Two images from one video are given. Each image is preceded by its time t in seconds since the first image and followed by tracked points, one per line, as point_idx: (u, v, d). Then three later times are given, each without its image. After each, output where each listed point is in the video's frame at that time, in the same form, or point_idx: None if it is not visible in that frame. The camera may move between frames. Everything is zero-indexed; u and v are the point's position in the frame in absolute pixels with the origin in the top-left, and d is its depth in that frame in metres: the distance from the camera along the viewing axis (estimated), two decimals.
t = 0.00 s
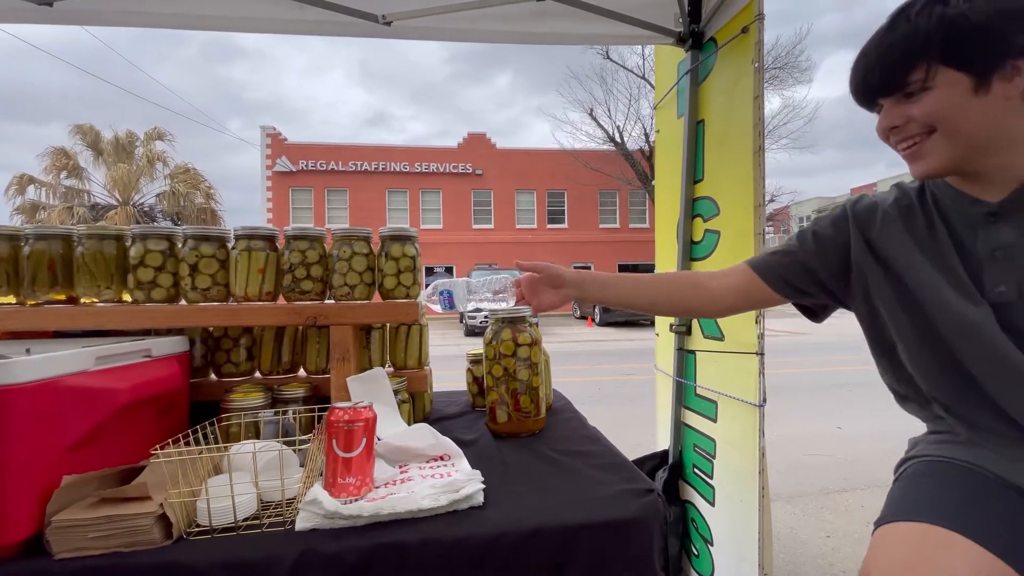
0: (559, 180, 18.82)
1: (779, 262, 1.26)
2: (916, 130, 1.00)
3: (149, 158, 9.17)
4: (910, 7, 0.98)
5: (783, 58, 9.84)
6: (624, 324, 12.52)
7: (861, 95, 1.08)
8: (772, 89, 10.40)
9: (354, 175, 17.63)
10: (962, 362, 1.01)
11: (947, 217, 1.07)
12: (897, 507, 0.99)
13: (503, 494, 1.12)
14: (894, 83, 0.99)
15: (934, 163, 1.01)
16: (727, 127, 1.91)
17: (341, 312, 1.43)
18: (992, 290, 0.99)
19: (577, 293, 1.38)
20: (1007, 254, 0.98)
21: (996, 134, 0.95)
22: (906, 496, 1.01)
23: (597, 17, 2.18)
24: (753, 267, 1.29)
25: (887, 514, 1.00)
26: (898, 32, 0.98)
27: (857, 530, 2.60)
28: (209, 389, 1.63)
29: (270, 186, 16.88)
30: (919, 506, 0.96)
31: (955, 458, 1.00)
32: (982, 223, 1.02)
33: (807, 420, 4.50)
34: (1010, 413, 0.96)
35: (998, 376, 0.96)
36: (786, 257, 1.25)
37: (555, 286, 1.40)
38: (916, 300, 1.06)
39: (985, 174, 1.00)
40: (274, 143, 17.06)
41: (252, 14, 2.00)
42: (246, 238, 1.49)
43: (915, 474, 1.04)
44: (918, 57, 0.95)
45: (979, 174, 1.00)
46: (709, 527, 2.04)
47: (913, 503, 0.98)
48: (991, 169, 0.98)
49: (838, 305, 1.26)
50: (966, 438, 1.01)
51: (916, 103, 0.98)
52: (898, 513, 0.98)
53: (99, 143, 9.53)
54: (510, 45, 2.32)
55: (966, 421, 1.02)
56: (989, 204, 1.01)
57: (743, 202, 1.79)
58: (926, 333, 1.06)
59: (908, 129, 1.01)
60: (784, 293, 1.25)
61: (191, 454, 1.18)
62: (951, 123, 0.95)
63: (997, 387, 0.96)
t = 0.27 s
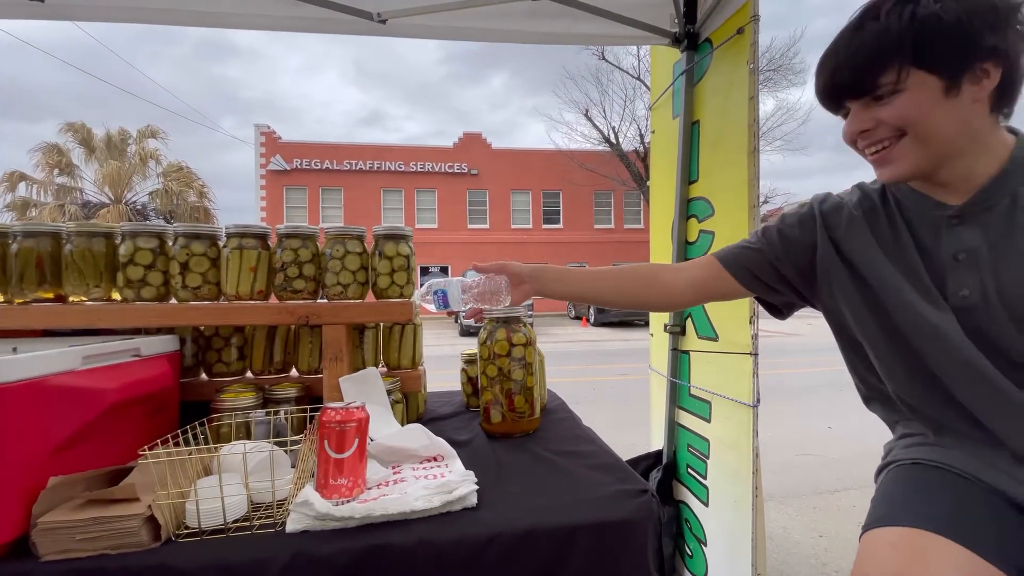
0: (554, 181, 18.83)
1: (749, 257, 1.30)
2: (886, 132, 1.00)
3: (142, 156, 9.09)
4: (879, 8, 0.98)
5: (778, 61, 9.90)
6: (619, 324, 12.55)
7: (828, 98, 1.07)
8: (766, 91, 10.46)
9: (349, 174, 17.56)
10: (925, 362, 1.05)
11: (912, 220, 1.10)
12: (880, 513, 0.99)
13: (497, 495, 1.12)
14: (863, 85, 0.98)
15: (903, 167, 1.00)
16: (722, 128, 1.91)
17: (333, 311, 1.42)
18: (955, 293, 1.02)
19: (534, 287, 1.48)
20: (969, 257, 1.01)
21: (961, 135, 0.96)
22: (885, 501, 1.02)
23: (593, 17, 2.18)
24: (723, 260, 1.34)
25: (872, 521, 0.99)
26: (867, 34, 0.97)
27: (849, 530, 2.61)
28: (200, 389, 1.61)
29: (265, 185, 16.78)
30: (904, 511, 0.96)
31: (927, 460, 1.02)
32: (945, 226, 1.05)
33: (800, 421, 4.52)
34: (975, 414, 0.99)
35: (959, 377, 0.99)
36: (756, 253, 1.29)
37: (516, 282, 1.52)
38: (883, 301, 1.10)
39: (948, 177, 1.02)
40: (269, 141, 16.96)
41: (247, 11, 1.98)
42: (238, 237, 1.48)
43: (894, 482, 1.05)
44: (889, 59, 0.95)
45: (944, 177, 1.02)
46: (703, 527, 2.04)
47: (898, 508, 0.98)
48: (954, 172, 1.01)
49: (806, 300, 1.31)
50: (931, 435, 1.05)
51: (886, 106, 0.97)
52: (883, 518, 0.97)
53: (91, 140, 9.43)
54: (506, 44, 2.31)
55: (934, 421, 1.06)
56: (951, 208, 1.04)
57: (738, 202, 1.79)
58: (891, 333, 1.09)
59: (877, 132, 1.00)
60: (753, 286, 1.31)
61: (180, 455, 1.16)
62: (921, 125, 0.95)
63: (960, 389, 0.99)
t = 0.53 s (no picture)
0: (548, 181, 18.85)
1: (747, 263, 1.32)
2: (887, 131, 0.98)
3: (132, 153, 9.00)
4: (876, 6, 0.97)
5: (771, 63, 9.96)
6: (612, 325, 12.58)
7: (825, 97, 1.06)
8: (759, 93, 10.53)
9: (343, 173, 17.47)
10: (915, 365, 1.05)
11: (903, 222, 1.11)
12: (867, 509, 1.00)
13: (489, 496, 1.11)
14: (863, 83, 0.97)
15: (905, 167, 1.00)
16: (715, 129, 1.91)
17: (324, 310, 1.40)
18: (946, 295, 1.02)
19: (544, 273, 1.48)
20: (959, 259, 1.01)
21: (962, 133, 0.96)
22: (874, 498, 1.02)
23: (588, 17, 2.18)
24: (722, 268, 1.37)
25: (858, 516, 0.99)
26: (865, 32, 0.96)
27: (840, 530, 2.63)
28: (189, 388, 1.59)
29: (257, 183, 16.66)
30: (891, 508, 0.97)
31: (916, 461, 1.03)
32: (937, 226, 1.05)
33: (792, 421, 4.55)
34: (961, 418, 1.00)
35: (944, 379, 1.00)
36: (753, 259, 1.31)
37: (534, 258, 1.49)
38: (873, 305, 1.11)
39: (947, 176, 1.02)
40: (261, 139, 16.84)
41: (239, 6, 1.96)
42: (228, 234, 1.46)
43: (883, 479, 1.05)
44: (888, 57, 0.93)
45: (943, 175, 1.02)
46: (695, 527, 2.05)
47: (885, 505, 0.98)
48: (953, 170, 1.01)
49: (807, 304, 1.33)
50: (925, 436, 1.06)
51: (887, 105, 0.96)
52: (870, 514, 0.98)
53: (80, 137, 9.32)
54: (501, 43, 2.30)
55: (921, 422, 1.07)
56: (943, 209, 1.05)
57: (731, 203, 1.80)
58: (882, 336, 1.10)
59: (878, 132, 0.99)
60: (750, 292, 1.33)
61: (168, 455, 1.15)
62: (923, 124, 0.94)
63: (948, 393, 1.00)
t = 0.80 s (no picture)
0: (544, 181, 18.86)
1: (769, 274, 1.33)
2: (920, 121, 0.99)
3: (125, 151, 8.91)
4: None
5: (765, 65, 10.01)
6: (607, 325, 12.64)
7: (857, 88, 1.08)
8: (753, 95, 10.58)
9: (338, 172, 17.40)
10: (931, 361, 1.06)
11: (932, 216, 1.11)
12: (867, 503, 1.00)
13: (482, 496, 1.10)
14: (896, 73, 0.98)
15: (936, 157, 1.01)
16: (711, 129, 1.92)
17: (317, 309, 1.39)
18: (970, 289, 1.03)
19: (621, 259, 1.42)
20: (989, 252, 1.02)
21: (996, 125, 0.96)
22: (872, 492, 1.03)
23: (584, 16, 2.17)
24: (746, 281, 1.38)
25: (857, 509, 1.00)
26: (898, 23, 0.97)
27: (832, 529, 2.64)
28: (180, 388, 1.57)
29: (251, 182, 16.56)
30: (891, 504, 0.97)
31: (917, 460, 1.04)
32: (967, 220, 1.06)
33: (785, 421, 4.58)
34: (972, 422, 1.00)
35: (964, 375, 1.00)
36: (774, 270, 1.32)
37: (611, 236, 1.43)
38: (892, 304, 1.12)
39: (980, 169, 1.02)
40: (255, 138, 16.75)
41: (232, 3, 1.94)
42: (220, 232, 1.44)
43: (885, 475, 1.06)
44: (923, 47, 0.95)
45: (976, 167, 1.02)
46: (689, 527, 2.05)
47: (885, 500, 0.98)
48: (988, 162, 1.01)
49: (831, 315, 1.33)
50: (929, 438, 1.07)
51: (919, 95, 0.97)
52: (869, 509, 0.98)
53: (72, 134, 9.22)
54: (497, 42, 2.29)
55: (927, 422, 1.08)
56: (975, 202, 1.05)
57: (726, 204, 1.80)
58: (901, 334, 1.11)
59: (910, 121, 1.00)
60: (773, 303, 1.34)
61: (158, 456, 1.13)
62: (957, 113, 0.95)
63: (963, 391, 1.00)
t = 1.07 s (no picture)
0: (539, 181, 18.86)
1: (826, 285, 1.28)
2: (981, 102, 0.98)
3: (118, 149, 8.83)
4: None
5: (761, 67, 10.05)
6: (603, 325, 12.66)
7: (920, 70, 1.08)
8: (749, 96, 10.62)
9: (333, 171, 17.33)
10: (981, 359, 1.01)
11: (977, 209, 1.10)
12: (870, 504, 1.01)
13: (477, 497, 1.10)
14: (962, 53, 0.98)
15: (995, 140, 0.99)
16: (706, 131, 1.92)
17: (311, 309, 1.39)
18: (1011, 280, 1.02)
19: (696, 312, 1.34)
20: None
21: None
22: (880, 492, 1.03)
23: (581, 17, 2.17)
24: (807, 298, 1.33)
25: (860, 511, 1.01)
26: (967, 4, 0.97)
27: (825, 529, 2.66)
28: (172, 388, 1.56)
29: (245, 180, 16.47)
30: (893, 504, 0.98)
31: (931, 460, 1.05)
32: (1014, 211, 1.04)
33: (779, 421, 4.60)
34: (1000, 417, 0.99)
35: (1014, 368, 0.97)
36: (832, 283, 1.27)
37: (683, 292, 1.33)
38: (943, 300, 1.09)
39: None
40: (250, 136, 16.66)
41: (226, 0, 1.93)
42: (213, 231, 1.43)
43: (893, 475, 1.07)
44: (990, 27, 0.94)
45: None
46: (683, 527, 2.05)
47: (889, 501, 0.99)
48: None
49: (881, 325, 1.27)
50: (947, 439, 1.06)
51: (984, 75, 0.96)
52: (871, 510, 0.99)
53: (64, 132, 9.13)
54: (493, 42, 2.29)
55: (965, 424, 1.05)
56: None
57: (721, 205, 1.80)
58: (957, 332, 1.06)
59: (971, 102, 0.99)
60: (837, 316, 1.27)
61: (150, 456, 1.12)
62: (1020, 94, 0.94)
63: (992, 384, 1.00)
